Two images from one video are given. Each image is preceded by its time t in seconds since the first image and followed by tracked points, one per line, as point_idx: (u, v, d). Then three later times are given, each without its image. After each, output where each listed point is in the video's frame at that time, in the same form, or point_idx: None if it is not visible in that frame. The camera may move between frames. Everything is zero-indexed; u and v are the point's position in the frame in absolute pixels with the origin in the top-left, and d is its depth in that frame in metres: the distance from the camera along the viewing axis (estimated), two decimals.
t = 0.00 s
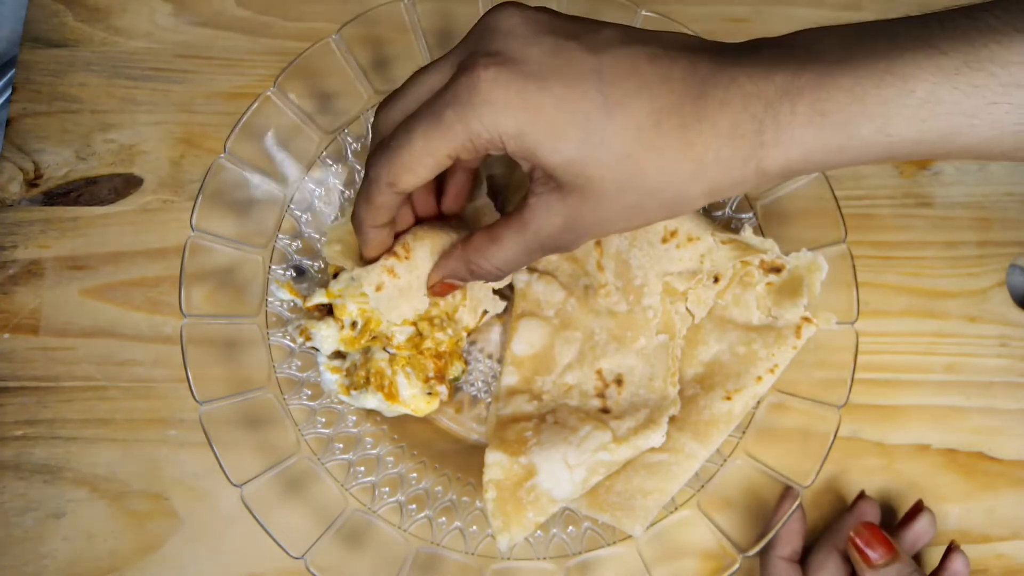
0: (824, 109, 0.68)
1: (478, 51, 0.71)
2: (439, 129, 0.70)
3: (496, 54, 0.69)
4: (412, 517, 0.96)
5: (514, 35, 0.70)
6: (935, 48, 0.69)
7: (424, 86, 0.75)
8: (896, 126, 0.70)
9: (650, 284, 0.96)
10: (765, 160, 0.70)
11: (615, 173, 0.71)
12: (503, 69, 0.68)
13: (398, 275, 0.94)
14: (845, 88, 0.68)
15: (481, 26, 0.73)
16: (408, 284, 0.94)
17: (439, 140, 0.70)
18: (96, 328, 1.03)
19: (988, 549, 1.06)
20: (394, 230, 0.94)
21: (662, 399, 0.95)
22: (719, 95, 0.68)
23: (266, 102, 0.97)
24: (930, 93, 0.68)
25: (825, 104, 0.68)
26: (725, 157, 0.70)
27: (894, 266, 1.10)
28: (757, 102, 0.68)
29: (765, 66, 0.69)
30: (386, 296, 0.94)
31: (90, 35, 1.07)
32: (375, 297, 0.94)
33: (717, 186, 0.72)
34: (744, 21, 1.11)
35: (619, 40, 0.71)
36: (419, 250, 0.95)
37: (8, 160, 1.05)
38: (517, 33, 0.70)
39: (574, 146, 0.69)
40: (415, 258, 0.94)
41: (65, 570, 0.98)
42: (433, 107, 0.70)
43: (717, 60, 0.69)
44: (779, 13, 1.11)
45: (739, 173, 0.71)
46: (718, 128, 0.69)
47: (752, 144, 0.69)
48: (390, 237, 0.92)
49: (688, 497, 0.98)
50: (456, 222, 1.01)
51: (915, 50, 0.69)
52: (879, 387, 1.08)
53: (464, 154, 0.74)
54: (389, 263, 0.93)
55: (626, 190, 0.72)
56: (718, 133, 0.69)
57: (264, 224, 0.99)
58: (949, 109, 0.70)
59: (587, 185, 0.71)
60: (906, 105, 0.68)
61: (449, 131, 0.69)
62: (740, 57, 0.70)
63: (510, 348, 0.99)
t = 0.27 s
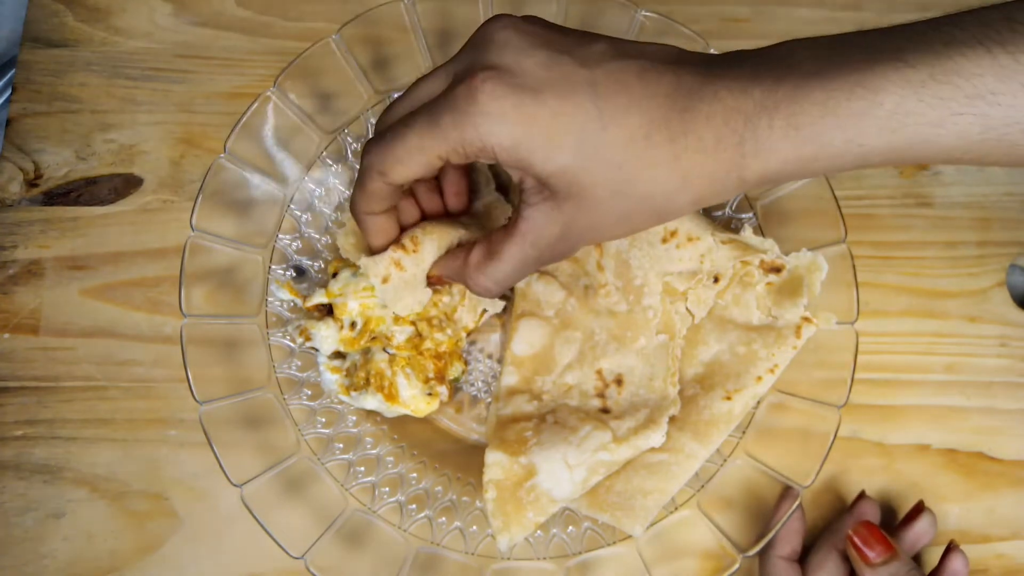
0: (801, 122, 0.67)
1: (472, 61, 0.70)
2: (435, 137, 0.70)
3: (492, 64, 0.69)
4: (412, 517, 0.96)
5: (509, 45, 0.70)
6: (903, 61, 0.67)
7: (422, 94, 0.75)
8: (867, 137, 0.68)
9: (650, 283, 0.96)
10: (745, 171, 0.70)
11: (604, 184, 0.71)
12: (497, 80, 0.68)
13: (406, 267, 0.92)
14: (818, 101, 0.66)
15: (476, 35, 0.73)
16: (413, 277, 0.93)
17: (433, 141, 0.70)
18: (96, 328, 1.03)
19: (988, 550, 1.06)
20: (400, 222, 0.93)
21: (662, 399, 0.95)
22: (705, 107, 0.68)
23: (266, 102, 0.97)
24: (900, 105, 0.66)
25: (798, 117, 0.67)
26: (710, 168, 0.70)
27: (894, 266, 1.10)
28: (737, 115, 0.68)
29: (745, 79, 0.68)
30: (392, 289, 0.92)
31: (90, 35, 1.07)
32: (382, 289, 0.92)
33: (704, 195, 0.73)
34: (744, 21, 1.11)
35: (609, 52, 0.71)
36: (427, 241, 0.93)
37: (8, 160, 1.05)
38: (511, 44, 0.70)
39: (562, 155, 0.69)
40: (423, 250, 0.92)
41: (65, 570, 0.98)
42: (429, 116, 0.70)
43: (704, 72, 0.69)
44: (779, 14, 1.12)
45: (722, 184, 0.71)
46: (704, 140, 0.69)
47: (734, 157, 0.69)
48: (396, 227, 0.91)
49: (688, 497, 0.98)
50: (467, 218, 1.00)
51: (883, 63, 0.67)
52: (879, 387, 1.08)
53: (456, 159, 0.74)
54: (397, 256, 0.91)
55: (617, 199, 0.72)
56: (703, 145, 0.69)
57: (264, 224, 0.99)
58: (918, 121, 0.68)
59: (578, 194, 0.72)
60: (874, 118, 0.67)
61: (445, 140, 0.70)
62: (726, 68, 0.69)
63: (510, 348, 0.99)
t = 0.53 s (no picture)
0: (780, 126, 0.67)
1: (473, 59, 0.71)
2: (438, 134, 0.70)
3: (494, 60, 0.69)
4: (412, 517, 0.96)
5: (511, 43, 0.70)
6: (877, 67, 0.67)
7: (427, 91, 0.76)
8: (847, 140, 0.68)
9: (650, 283, 0.95)
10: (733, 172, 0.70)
11: (597, 182, 0.71)
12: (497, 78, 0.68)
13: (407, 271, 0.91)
14: (799, 105, 0.66)
15: (478, 35, 0.73)
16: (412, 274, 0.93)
17: (441, 144, 0.70)
18: (96, 328, 1.03)
19: (988, 550, 1.06)
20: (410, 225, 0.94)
21: (662, 399, 0.95)
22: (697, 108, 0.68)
23: (266, 102, 0.97)
24: (876, 110, 0.66)
25: (781, 121, 0.67)
26: (701, 168, 0.70)
27: (895, 267, 1.10)
28: (726, 117, 0.68)
29: (733, 81, 0.68)
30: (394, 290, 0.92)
31: (90, 35, 1.07)
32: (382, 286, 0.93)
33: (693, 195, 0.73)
34: (744, 21, 1.11)
35: (606, 54, 0.71)
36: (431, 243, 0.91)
37: (8, 160, 1.04)
38: (512, 42, 0.70)
39: (561, 151, 0.69)
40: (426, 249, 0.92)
41: (65, 570, 0.98)
42: (434, 113, 0.70)
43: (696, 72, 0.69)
44: (779, 13, 1.11)
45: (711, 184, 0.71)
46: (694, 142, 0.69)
47: (723, 158, 0.69)
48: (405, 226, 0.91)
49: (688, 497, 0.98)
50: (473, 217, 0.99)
51: (860, 69, 0.67)
52: (879, 387, 1.08)
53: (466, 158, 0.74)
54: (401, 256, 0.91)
55: (611, 198, 0.72)
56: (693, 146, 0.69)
57: (264, 224, 0.99)
58: (894, 128, 0.67)
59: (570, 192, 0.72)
60: (853, 122, 0.67)
61: (446, 137, 0.70)
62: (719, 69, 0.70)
63: (510, 348, 0.99)
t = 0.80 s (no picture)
0: (787, 126, 0.69)
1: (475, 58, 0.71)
2: (440, 136, 0.69)
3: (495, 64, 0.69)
4: (412, 517, 0.96)
5: (512, 48, 0.71)
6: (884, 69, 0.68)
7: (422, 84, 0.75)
8: (854, 140, 0.70)
9: (650, 283, 0.96)
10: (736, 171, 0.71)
11: (596, 181, 0.71)
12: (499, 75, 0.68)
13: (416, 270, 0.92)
14: (805, 104, 0.68)
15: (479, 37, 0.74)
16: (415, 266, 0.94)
17: (444, 145, 0.70)
18: (96, 328, 1.03)
19: (988, 550, 1.06)
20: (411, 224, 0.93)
21: (662, 399, 0.95)
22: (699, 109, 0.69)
23: (266, 102, 0.97)
24: (884, 111, 0.68)
25: (787, 120, 0.68)
26: (703, 168, 0.71)
27: (895, 267, 1.10)
28: (731, 118, 0.69)
29: (738, 84, 0.70)
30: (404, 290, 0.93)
31: (90, 35, 1.07)
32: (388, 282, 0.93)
33: (692, 195, 0.73)
34: (744, 21, 1.11)
35: (608, 57, 0.72)
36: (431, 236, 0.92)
37: (8, 160, 1.05)
38: (513, 47, 0.71)
39: (562, 153, 0.69)
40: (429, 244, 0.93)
41: (65, 570, 0.98)
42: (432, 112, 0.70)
43: (696, 77, 0.71)
44: (779, 13, 1.12)
45: (712, 185, 0.72)
46: (698, 141, 0.70)
47: (726, 156, 0.70)
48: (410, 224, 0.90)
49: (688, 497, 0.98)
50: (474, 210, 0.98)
51: (870, 71, 0.69)
52: (879, 387, 1.08)
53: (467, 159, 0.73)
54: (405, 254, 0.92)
55: (612, 197, 0.72)
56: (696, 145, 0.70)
57: (264, 224, 0.99)
58: (902, 129, 0.69)
59: (571, 191, 0.72)
60: (861, 121, 0.69)
61: (449, 136, 0.69)
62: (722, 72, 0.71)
63: (510, 348, 0.99)
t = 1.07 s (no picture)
0: (800, 121, 0.67)
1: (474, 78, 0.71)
2: (449, 164, 0.70)
3: (494, 84, 0.70)
4: (412, 517, 0.96)
5: (510, 65, 0.71)
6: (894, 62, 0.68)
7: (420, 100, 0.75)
8: (866, 137, 0.69)
9: (650, 283, 0.96)
10: (749, 168, 0.70)
11: (606, 187, 0.71)
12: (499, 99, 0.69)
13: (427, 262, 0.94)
14: (817, 99, 0.67)
15: (477, 54, 0.74)
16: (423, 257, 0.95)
17: (452, 170, 0.70)
18: (96, 328, 1.03)
19: (988, 550, 1.06)
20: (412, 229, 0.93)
21: (662, 399, 0.94)
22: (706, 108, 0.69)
23: (266, 102, 0.97)
24: (897, 108, 0.67)
25: (799, 115, 0.67)
26: (714, 169, 0.70)
27: (895, 267, 1.10)
28: (740, 116, 0.68)
29: (746, 83, 0.68)
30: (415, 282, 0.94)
31: (90, 35, 1.07)
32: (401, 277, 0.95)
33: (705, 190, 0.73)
34: (744, 21, 1.11)
35: (609, 64, 0.72)
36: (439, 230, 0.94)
37: (8, 161, 1.05)
38: (510, 63, 0.71)
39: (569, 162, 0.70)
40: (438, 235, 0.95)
41: (65, 570, 0.98)
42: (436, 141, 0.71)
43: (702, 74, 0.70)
44: (779, 13, 1.12)
45: (725, 182, 0.71)
46: (707, 141, 0.69)
47: (738, 154, 0.69)
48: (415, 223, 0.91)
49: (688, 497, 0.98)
50: (473, 199, 0.99)
51: (882, 66, 0.68)
52: (879, 387, 1.08)
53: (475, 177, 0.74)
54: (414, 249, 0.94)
55: (620, 203, 0.72)
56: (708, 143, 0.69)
57: (264, 224, 0.99)
58: (914, 125, 0.69)
59: (581, 199, 0.72)
60: (875, 118, 0.68)
61: (456, 163, 0.70)
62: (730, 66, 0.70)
63: (510, 348, 0.99)
